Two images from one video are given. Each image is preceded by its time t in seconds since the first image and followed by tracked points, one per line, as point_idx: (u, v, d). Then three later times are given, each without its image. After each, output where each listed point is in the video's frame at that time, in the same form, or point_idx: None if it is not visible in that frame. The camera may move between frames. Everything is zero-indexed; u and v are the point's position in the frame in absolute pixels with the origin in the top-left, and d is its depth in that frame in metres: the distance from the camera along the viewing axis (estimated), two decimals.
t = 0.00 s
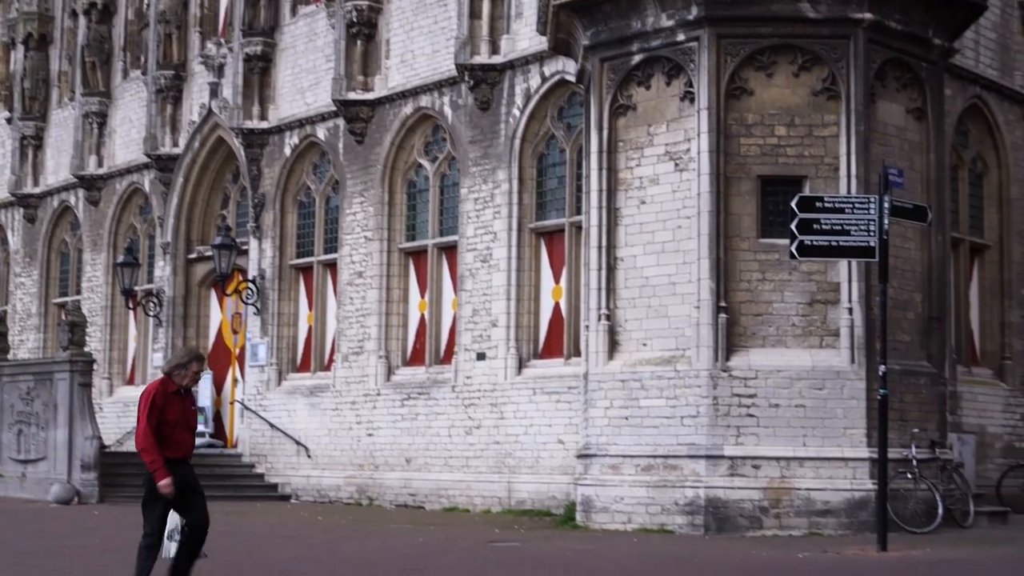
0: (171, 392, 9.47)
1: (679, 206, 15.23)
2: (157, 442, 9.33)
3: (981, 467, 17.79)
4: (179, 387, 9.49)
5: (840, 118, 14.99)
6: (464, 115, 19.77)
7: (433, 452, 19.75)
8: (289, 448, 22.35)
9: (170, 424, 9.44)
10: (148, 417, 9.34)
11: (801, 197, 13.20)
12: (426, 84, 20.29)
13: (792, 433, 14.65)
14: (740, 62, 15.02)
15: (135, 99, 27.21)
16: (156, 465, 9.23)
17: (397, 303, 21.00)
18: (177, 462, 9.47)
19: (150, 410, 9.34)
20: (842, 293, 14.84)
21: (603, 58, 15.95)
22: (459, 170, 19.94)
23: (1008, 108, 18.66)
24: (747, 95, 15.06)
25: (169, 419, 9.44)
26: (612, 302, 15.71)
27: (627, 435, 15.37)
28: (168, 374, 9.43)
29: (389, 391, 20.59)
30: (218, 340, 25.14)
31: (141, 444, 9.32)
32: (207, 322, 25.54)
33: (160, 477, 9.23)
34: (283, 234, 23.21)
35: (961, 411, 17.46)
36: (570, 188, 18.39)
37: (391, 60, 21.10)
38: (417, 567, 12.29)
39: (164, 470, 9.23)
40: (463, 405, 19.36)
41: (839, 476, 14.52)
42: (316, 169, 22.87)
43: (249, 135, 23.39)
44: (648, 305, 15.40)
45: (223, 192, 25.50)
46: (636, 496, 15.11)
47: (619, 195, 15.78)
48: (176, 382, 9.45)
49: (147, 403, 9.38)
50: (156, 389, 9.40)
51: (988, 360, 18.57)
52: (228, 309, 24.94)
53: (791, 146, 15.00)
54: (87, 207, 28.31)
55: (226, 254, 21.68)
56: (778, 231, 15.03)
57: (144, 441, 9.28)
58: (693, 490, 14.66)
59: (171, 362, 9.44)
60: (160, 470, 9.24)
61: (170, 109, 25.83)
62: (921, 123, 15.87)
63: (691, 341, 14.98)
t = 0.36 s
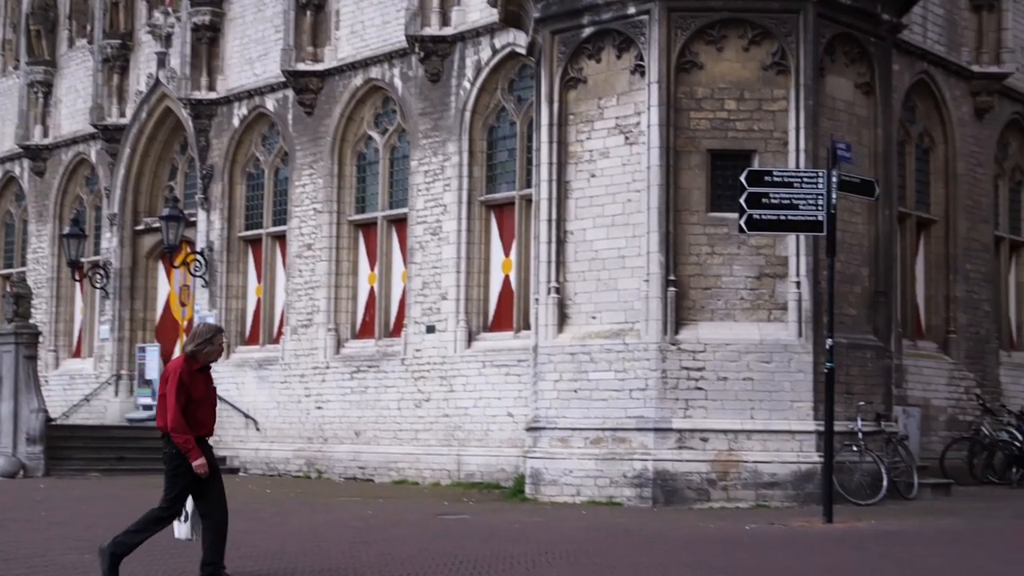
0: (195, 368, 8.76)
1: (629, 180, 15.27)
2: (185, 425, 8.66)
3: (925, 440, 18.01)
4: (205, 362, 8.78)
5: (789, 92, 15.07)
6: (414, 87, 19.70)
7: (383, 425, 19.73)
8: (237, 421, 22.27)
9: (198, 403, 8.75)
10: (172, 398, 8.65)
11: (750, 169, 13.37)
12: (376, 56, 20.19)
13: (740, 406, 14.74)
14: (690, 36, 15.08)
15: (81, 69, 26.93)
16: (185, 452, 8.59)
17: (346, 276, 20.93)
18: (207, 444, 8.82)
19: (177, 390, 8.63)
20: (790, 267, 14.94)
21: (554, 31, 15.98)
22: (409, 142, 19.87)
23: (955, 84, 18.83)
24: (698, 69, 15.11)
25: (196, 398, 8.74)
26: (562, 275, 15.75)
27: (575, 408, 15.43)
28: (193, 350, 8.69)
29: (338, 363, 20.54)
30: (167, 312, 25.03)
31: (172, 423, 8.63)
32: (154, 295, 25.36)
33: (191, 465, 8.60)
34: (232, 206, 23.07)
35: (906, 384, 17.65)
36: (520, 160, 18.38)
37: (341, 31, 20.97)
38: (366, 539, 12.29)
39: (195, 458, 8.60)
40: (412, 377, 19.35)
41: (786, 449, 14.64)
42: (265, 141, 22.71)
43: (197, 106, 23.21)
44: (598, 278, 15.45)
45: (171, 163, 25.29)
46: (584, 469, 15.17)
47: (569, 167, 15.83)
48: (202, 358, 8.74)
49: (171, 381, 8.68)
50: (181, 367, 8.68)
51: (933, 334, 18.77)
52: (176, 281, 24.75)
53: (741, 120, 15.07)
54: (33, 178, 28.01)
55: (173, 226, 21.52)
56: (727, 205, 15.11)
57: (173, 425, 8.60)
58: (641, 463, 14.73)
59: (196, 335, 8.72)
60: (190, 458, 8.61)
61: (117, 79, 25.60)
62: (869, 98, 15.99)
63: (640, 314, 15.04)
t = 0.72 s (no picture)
0: (210, 347, 8.85)
1: (576, 161, 15.29)
2: (185, 401, 8.73)
3: (867, 421, 18.18)
4: (220, 340, 8.85)
5: (735, 75, 15.14)
6: (361, 67, 19.62)
7: (329, 405, 19.68)
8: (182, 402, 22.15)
9: (204, 383, 8.79)
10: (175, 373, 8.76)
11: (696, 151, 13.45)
12: (322, 35, 20.08)
13: (686, 387, 14.82)
14: (638, 19, 15.11)
15: (22, 46, 26.62)
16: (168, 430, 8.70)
17: (292, 257, 20.83)
18: (211, 426, 8.81)
19: (179, 366, 8.73)
20: (736, 249, 15.04)
21: (501, 12, 15.96)
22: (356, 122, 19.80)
23: (899, 67, 18.98)
24: (645, 51, 15.15)
25: (207, 376, 8.80)
26: (509, 256, 15.76)
27: (522, 389, 15.45)
28: (203, 327, 8.78)
29: (284, 344, 20.47)
30: (111, 292, 24.74)
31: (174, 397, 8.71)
32: (98, 275, 25.14)
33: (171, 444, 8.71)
34: (177, 185, 22.89)
35: (850, 366, 17.80)
36: (467, 141, 18.36)
37: (287, 10, 20.84)
38: (312, 520, 12.27)
39: (173, 438, 8.70)
40: (358, 358, 19.32)
41: (730, 430, 14.74)
42: (210, 120, 22.53)
43: (141, 84, 23.00)
44: (544, 260, 15.47)
45: (115, 142, 25.06)
46: (531, 450, 15.20)
47: (517, 148, 15.83)
48: (215, 336, 8.80)
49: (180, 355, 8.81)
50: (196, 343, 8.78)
51: (876, 316, 18.95)
52: (119, 261, 24.53)
53: (688, 102, 15.14)
54: None
55: (117, 205, 21.32)
56: (674, 187, 15.18)
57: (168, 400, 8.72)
58: (586, 444, 14.78)
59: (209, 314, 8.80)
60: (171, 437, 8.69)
61: (60, 56, 25.35)
62: (814, 82, 16.10)
63: (587, 295, 15.08)
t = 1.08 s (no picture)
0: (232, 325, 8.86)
1: (519, 145, 15.29)
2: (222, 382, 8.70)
3: (806, 404, 18.36)
4: (241, 319, 8.87)
5: (678, 59, 15.21)
6: (303, 49, 19.50)
7: (270, 389, 19.59)
8: (121, 385, 21.95)
9: (234, 360, 8.81)
10: (207, 353, 8.72)
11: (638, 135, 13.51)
12: (264, 16, 19.92)
13: (627, 370, 14.89)
14: (581, 2, 15.13)
15: None
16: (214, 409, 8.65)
17: (233, 240, 20.68)
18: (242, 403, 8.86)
19: (213, 345, 8.70)
20: (678, 233, 15.12)
21: None
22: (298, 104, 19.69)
23: (839, 53, 19.14)
24: (588, 35, 15.17)
25: (233, 355, 8.80)
26: (451, 240, 15.75)
27: (464, 372, 15.46)
28: (227, 306, 8.78)
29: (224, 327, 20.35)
30: (48, 274, 24.45)
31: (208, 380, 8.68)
32: (35, 256, 24.75)
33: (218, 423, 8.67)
34: (116, 167, 22.65)
35: (789, 349, 17.96)
36: (410, 123, 18.30)
37: None
38: (256, 503, 12.20)
39: (225, 415, 8.64)
40: (299, 341, 19.23)
41: (671, 413, 14.84)
42: (150, 101, 22.30)
43: (79, 64, 22.71)
44: (487, 243, 15.48)
45: (53, 123, 24.73)
46: (472, 433, 15.19)
47: (460, 131, 15.81)
48: (239, 315, 8.81)
49: (206, 336, 8.76)
50: (221, 324, 8.75)
51: (815, 300, 19.14)
52: (58, 243, 24.27)
53: (631, 86, 15.18)
54: None
55: (55, 185, 21.07)
56: (616, 171, 15.23)
57: (207, 380, 8.66)
58: (528, 427, 14.80)
59: (230, 292, 8.80)
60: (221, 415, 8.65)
61: None
62: (756, 66, 16.21)
63: (529, 279, 15.09)
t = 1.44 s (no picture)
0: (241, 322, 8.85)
1: (456, 134, 15.27)
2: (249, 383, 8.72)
3: (742, 393, 18.49)
4: (253, 318, 8.84)
5: (615, 50, 15.24)
6: (239, 36, 19.37)
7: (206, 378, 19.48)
8: (53, 375, 21.73)
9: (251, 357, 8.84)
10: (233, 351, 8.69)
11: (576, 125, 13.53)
12: (200, 3, 19.76)
13: (563, 360, 14.93)
14: None
15: None
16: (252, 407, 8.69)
17: (168, 228, 20.51)
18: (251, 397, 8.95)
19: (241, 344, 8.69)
20: (614, 224, 15.17)
21: None
22: (234, 92, 19.54)
23: (776, 45, 19.26)
24: (526, 25, 15.17)
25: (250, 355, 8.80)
26: (388, 229, 15.72)
27: (401, 361, 15.44)
28: (245, 305, 8.78)
29: (160, 316, 20.20)
30: None
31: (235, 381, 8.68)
32: None
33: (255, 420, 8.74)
34: (48, 154, 22.39)
35: (725, 338, 18.07)
36: (347, 112, 18.21)
37: None
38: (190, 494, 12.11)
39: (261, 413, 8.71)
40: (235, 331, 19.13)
41: (607, 402, 14.90)
42: (83, 87, 22.04)
43: (11, 49, 22.40)
44: (424, 232, 15.46)
45: None
46: (409, 423, 15.15)
47: (397, 120, 15.77)
48: (254, 314, 8.82)
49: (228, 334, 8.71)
50: (240, 327, 8.72)
51: (751, 290, 19.29)
52: None
53: (568, 76, 15.20)
54: None
55: None
56: (553, 161, 15.25)
57: (241, 379, 8.66)
58: (465, 416, 14.79)
59: (245, 291, 8.79)
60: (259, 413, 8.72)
61: None
62: (693, 58, 16.29)
63: (466, 269, 15.09)
